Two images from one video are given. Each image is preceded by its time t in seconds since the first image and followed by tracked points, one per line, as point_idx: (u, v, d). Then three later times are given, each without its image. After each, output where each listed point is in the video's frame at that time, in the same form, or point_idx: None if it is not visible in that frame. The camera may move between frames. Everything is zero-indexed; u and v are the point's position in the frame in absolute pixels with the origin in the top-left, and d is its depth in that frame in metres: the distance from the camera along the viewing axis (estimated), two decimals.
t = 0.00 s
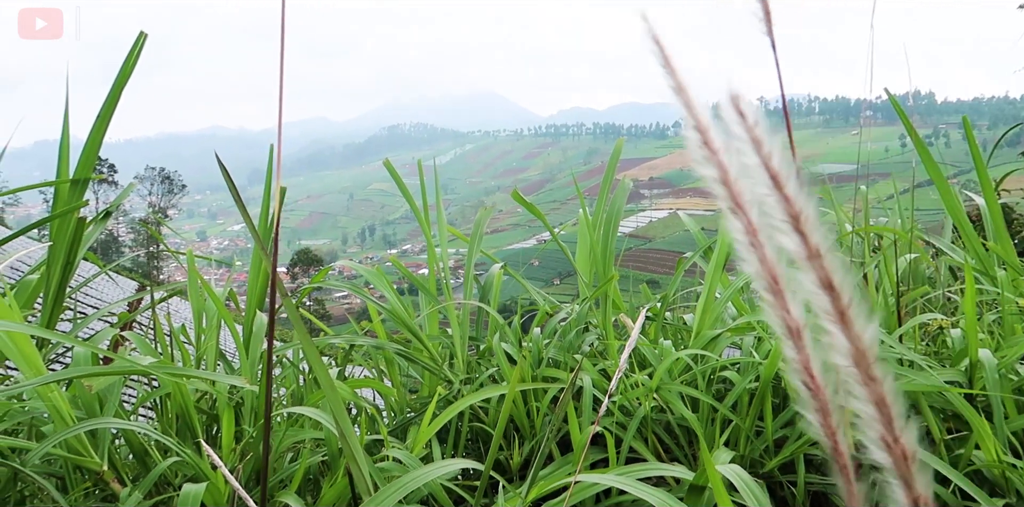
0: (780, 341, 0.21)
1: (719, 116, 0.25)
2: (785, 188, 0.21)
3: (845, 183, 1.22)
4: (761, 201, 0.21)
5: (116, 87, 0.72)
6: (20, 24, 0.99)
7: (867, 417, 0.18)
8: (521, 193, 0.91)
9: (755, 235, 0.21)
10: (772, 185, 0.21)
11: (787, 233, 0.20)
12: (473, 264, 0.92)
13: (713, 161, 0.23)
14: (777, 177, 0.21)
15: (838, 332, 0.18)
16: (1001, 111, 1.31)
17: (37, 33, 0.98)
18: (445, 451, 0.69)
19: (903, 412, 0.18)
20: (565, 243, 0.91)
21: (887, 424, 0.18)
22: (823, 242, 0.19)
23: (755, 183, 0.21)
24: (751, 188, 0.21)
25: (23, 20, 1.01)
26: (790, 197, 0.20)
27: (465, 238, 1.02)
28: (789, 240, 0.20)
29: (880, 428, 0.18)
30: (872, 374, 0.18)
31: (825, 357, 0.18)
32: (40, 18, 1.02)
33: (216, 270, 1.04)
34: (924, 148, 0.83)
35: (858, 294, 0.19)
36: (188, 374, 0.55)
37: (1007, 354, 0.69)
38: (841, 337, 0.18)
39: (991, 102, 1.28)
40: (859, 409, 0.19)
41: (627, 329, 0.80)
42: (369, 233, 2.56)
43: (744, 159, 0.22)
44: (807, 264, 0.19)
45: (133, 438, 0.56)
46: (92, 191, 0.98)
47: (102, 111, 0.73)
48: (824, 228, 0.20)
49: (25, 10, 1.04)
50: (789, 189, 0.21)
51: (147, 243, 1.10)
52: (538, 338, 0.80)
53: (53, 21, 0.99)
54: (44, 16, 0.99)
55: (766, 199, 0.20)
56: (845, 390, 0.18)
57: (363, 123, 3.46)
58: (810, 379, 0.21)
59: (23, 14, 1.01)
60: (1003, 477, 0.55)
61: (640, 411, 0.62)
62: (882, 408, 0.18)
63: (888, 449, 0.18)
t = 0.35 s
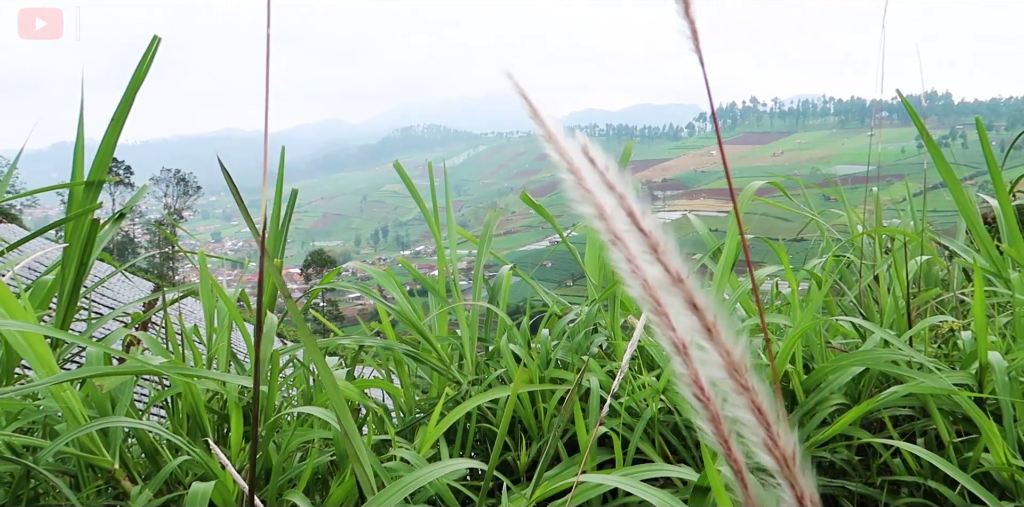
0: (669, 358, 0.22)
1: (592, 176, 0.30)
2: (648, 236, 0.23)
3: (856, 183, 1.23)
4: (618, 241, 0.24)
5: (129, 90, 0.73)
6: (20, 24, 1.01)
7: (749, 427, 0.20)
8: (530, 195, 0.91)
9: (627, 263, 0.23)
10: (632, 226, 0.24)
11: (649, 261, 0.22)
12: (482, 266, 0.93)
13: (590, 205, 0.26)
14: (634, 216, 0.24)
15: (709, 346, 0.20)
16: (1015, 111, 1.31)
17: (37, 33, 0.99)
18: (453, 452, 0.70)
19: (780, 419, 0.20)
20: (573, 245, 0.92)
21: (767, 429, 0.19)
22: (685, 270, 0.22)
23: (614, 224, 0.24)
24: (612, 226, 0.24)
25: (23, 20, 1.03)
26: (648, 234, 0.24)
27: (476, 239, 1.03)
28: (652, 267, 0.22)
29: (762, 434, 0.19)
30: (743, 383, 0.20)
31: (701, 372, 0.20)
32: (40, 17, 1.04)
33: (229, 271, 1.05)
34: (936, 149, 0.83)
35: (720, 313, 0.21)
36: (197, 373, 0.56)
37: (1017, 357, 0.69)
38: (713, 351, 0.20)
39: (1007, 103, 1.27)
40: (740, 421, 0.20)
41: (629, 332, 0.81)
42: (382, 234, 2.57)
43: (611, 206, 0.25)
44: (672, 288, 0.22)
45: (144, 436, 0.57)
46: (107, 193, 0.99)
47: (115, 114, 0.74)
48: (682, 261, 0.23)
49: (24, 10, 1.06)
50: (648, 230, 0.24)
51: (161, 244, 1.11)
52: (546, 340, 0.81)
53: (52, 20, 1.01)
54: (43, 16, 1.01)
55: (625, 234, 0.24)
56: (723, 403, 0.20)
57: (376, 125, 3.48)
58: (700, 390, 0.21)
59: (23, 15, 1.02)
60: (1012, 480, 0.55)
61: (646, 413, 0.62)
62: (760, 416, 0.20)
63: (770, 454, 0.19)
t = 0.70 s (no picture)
0: (670, 361, 0.23)
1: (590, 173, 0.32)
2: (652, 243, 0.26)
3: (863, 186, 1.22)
4: (626, 245, 0.26)
5: (138, 95, 0.74)
6: (21, 24, 1.02)
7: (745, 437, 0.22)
8: (535, 198, 0.91)
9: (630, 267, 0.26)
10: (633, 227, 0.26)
11: (650, 264, 0.25)
12: (487, 269, 0.93)
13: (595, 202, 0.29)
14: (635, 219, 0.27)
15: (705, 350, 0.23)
16: None
17: (41, 35, 1.00)
18: (456, 454, 0.70)
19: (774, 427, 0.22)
20: (579, 248, 0.92)
21: (760, 437, 0.21)
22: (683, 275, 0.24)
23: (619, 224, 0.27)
24: (617, 227, 0.27)
25: (25, 20, 1.04)
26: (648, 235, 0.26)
27: (481, 242, 1.03)
28: (651, 269, 0.25)
29: (755, 440, 0.22)
30: (738, 390, 0.22)
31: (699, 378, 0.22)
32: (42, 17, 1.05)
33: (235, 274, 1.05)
34: (943, 153, 0.83)
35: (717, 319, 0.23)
36: (202, 376, 0.56)
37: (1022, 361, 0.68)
38: (709, 356, 0.22)
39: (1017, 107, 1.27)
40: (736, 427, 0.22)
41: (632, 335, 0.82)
42: (391, 236, 2.58)
43: (614, 207, 0.28)
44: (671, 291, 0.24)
45: (150, 438, 0.58)
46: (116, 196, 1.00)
47: (123, 119, 0.74)
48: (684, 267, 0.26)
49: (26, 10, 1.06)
50: (648, 232, 0.26)
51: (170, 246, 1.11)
52: (551, 343, 0.81)
53: (52, 20, 1.02)
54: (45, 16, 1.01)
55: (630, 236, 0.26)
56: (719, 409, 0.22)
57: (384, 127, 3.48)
58: (696, 394, 0.23)
59: (26, 16, 1.03)
60: (1016, 485, 0.55)
61: (649, 417, 0.62)
62: (754, 423, 0.22)
63: (764, 460, 0.21)
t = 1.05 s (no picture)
0: (672, 388, 0.27)
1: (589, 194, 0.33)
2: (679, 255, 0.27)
3: (875, 193, 1.22)
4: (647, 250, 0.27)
5: (151, 103, 0.75)
6: (21, 25, 1.03)
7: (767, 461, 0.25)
8: (544, 204, 0.92)
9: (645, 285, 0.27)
10: (656, 239, 0.27)
11: (673, 279, 0.26)
12: (497, 276, 0.93)
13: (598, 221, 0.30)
14: (657, 230, 0.27)
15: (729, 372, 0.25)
16: None
17: (40, 35, 1.01)
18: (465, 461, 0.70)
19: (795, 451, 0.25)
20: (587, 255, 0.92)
21: (785, 465, 0.24)
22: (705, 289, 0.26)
23: (642, 237, 0.27)
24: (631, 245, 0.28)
25: (25, 20, 1.05)
26: (672, 248, 0.27)
27: (491, 249, 1.04)
28: (676, 284, 0.26)
29: (779, 468, 0.24)
30: (763, 414, 0.24)
31: (726, 401, 0.25)
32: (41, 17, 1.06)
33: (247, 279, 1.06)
34: (956, 161, 0.83)
35: (740, 340, 0.26)
36: (212, 382, 0.56)
37: None
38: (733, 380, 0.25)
39: None
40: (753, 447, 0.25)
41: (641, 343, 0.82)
42: (404, 241, 2.59)
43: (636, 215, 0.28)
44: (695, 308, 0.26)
45: (160, 444, 0.58)
46: (130, 202, 1.01)
47: (137, 126, 0.75)
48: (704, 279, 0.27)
49: (26, 11, 1.08)
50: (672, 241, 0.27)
51: (183, 252, 1.12)
52: (560, 350, 0.81)
53: (52, 20, 1.03)
54: (45, 16, 1.03)
55: (651, 248, 0.27)
56: (744, 430, 0.25)
57: (397, 133, 3.50)
58: (699, 422, 0.27)
59: (26, 16, 1.04)
60: None
61: (658, 425, 0.62)
62: (777, 448, 0.24)
63: (787, 488, 0.24)
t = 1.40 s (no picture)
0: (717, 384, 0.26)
1: (645, 178, 0.30)
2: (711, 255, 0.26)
3: (888, 198, 1.22)
4: (680, 252, 0.26)
5: (166, 110, 0.76)
6: (22, 24, 1.05)
7: (795, 457, 0.24)
8: (555, 210, 0.92)
9: (682, 285, 0.26)
10: (692, 243, 0.26)
11: (706, 279, 0.25)
12: (507, 281, 0.94)
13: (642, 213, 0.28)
14: (692, 233, 0.27)
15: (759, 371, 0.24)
16: None
17: (39, 33, 1.03)
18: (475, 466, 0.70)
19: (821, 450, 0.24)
20: (597, 261, 0.92)
21: (809, 463, 0.24)
22: (735, 287, 0.25)
23: (677, 238, 0.27)
24: (665, 240, 0.27)
25: (24, 20, 1.07)
26: (705, 250, 0.26)
27: (502, 255, 1.04)
28: (707, 284, 0.25)
29: (806, 466, 0.24)
30: (789, 413, 0.23)
31: (753, 399, 0.24)
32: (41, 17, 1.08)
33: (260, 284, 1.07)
34: (969, 166, 0.82)
35: (769, 339, 0.24)
36: (223, 387, 0.57)
37: None
38: (760, 378, 0.24)
39: None
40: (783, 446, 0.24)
41: (652, 349, 0.81)
42: (417, 245, 2.60)
43: (671, 216, 0.27)
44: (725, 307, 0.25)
45: (172, 449, 0.59)
46: (144, 207, 1.02)
47: (152, 133, 0.76)
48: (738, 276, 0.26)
49: (25, 11, 1.10)
50: (705, 245, 0.26)
51: (197, 257, 1.13)
52: (570, 356, 0.81)
53: (52, 20, 1.05)
54: (44, 16, 1.05)
55: (686, 250, 0.26)
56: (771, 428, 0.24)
57: (409, 138, 3.51)
58: (741, 420, 0.25)
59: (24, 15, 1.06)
60: None
61: (667, 432, 0.62)
62: (803, 447, 0.24)
63: (811, 484, 0.24)
